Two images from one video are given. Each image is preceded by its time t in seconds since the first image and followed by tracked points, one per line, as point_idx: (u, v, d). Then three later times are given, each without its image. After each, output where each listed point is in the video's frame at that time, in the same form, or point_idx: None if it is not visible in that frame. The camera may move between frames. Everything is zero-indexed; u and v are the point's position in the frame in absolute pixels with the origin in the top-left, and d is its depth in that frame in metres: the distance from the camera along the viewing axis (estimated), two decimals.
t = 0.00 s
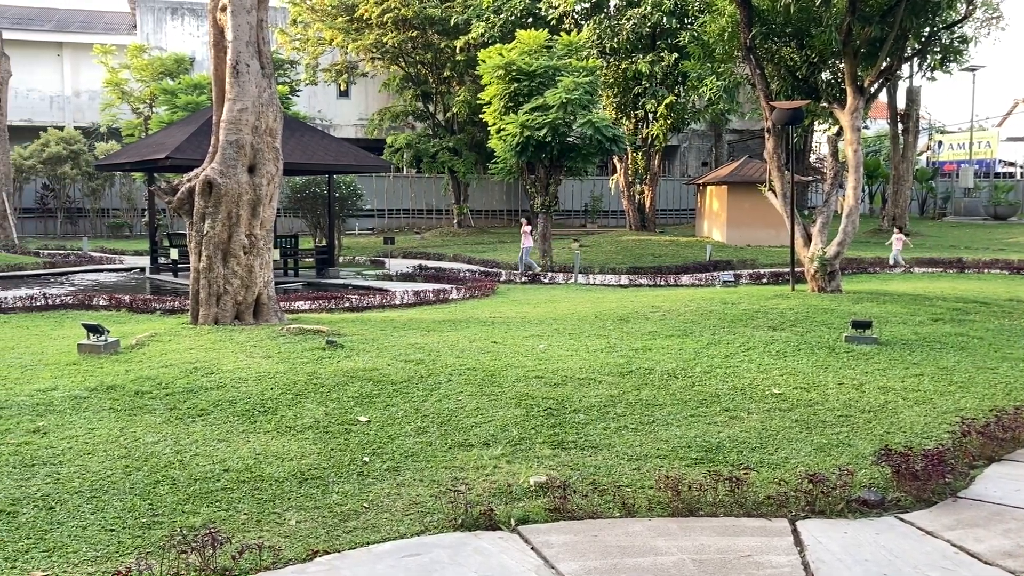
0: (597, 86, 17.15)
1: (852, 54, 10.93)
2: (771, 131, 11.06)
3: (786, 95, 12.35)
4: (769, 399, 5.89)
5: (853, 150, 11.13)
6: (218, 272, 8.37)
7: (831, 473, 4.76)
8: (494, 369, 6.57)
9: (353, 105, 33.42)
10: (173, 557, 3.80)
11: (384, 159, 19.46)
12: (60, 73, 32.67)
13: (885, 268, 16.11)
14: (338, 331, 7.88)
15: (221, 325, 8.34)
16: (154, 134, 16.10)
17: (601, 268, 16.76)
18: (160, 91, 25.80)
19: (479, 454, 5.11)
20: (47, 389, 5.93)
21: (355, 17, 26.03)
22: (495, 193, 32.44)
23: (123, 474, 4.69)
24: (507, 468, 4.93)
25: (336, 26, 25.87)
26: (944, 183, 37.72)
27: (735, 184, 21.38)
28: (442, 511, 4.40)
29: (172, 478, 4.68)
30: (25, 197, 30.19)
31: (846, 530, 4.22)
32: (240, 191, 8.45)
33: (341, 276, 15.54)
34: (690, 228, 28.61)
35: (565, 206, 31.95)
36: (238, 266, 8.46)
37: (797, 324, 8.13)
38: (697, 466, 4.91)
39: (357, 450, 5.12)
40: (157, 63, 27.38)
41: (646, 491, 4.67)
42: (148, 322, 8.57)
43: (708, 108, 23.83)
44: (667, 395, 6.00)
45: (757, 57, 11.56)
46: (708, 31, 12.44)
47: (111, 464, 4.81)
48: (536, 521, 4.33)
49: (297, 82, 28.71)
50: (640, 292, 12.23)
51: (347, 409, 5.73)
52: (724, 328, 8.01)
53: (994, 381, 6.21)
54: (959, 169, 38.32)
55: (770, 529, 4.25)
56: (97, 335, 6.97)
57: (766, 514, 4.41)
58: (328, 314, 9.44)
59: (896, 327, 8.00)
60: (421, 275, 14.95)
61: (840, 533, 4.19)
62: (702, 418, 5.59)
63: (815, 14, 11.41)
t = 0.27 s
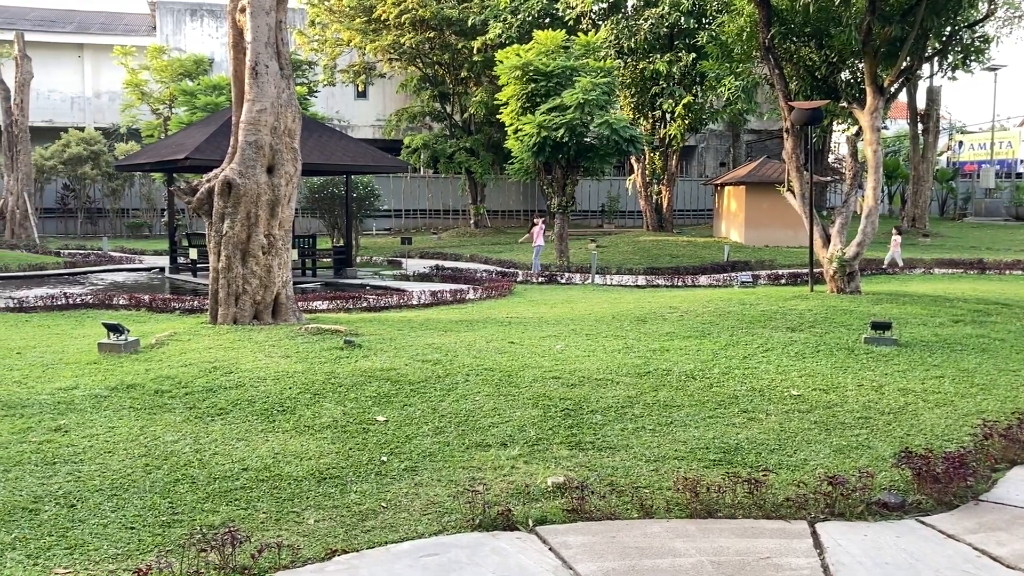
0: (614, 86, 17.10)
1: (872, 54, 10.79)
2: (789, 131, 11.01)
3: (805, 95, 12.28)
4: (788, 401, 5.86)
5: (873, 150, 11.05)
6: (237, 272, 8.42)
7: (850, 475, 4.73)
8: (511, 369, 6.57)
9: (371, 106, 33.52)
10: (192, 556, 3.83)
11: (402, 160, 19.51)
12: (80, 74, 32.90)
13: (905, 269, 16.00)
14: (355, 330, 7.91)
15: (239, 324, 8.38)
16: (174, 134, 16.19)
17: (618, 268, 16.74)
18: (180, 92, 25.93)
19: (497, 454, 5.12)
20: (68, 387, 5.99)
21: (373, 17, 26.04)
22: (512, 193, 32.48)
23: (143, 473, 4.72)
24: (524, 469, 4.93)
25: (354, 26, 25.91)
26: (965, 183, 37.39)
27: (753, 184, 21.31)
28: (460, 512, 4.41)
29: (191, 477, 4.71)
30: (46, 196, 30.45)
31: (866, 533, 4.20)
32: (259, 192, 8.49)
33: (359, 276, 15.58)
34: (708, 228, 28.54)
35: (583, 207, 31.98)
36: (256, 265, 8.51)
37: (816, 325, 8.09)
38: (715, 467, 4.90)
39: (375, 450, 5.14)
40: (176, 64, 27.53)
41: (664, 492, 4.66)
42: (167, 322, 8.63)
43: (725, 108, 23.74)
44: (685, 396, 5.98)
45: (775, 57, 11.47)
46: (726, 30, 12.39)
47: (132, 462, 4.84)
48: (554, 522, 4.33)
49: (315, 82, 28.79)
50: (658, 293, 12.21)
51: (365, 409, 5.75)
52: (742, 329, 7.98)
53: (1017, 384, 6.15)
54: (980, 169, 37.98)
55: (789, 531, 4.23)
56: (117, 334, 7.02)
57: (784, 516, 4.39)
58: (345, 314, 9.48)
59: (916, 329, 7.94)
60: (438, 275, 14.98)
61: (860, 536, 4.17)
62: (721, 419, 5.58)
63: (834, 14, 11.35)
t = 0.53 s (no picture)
0: (632, 87, 17.06)
1: (892, 54, 10.77)
2: (809, 132, 10.95)
3: (824, 96, 12.24)
4: (807, 403, 5.84)
5: (893, 151, 10.98)
6: (257, 272, 8.46)
7: (870, 478, 4.71)
8: (529, 370, 6.57)
9: (389, 107, 33.64)
10: (213, 554, 3.85)
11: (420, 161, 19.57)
12: (102, 76, 33.17)
13: (925, 270, 15.88)
14: (373, 331, 7.94)
15: (259, 324, 8.43)
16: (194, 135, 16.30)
17: (636, 269, 16.72)
18: (201, 94, 26.07)
19: (514, 455, 5.12)
20: (90, 387, 6.04)
21: (391, 19, 26.07)
22: (530, 194, 32.50)
23: (164, 472, 4.76)
24: (542, 470, 4.94)
25: (372, 28, 25.87)
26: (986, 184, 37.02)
27: (773, 185, 21.24)
28: (478, 512, 4.41)
29: (212, 476, 4.74)
30: (68, 197, 30.72)
31: (887, 536, 4.17)
32: (278, 192, 8.54)
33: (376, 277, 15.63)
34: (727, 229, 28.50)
35: (601, 208, 32.12)
36: (276, 266, 8.55)
37: (835, 326, 8.05)
38: (734, 470, 4.88)
39: (394, 450, 5.15)
40: (196, 65, 27.68)
41: (682, 494, 4.65)
42: (187, 322, 8.69)
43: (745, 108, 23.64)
44: (704, 398, 5.97)
45: (795, 58, 11.43)
46: (745, 31, 12.36)
47: (153, 461, 4.88)
48: (573, 523, 4.33)
49: (335, 84, 28.86)
50: (676, 294, 12.17)
51: (383, 409, 5.77)
52: (761, 330, 7.95)
53: None
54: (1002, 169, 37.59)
55: (809, 534, 4.21)
56: (137, 334, 7.07)
57: (804, 519, 4.37)
58: (363, 314, 9.52)
59: (937, 331, 7.88)
60: (456, 276, 15.00)
61: (881, 539, 4.14)
62: (740, 421, 5.56)
63: (853, 14, 11.32)
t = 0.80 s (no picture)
0: (650, 89, 17.02)
1: (914, 54, 10.71)
2: (829, 133, 10.90)
3: (845, 96, 12.18)
4: (827, 405, 5.81)
5: (914, 152, 10.91)
6: (276, 273, 8.51)
7: (891, 481, 4.67)
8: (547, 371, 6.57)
9: (407, 109, 33.74)
10: (233, 553, 3.87)
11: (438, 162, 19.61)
12: (123, 78, 33.45)
13: (946, 272, 15.75)
14: (392, 331, 7.96)
15: (278, 325, 8.48)
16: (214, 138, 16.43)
17: (654, 270, 16.68)
18: (220, 95, 26.22)
19: (532, 456, 5.12)
20: (111, 386, 6.09)
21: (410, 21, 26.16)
22: (547, 195, 32.49)
23: (184, 471, 4.79)
24: (560, 471, 4.93)
25: (391, 30, 26.02)
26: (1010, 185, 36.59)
27: (792, 187, 21.16)
28: (497, 513, 4.41)
29: (231, 476, 4.77)
30: (89, 198, 31.02)
31: (909, 539, 4.14)
32: (298, 194, 8.58)
33: (394, 278, 15.67)
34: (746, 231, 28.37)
35: (619, 208, 32.03)
36: (295, 266, 8.59)
37: (855, 328, 8.00)
38: (754, 472, 4.87)
39: (412, 450, 5.17)
40: (217, 67, 27.83)
41: (701, 496, 4.64)
42: (208, 322, 8.75)
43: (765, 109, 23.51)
44: (723, 400, 5.95)
45: (815, 58, 11.39)
46: (765, 32, 12.32)
47: (173, 461, 4.91)
48: (591, 525, 4.32)
49: (354, 86, 28.94)
50: (695, 295, 12.14)
51: (401, 410, 5.79)
52: (781, 332, 7.90)
53: None
54: None
55: (829, 537, 4.18)
56: (158, 334, 7.13)
57: (824, 522, 4.34)
58: (382, 315, 9.55)
59: (959, 334, 7.81)
60: (474, 277, 15.02)
61: (902, 542, 4.11)
62: (759, 423, 5.53)
63: (875, 14, 11.29)
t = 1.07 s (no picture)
0: (670, 90, 16.97)
1: (937, 55, 10.59)
2: (850, 134, 10.83)
3: (866, 97, 12.08)
4: (848, 408, 5.77)
5: (935, 152, 10.82)
6: (297, 274, 8.56)
7: (913, 484, 4.64)
8: (566, 373, 6.58)
9: (426, 110, 33.89)
10: (254, 553, 3.90)
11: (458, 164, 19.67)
12: (145, 81, 33.79)
13: (969, 274, 15.60)
14: (411, 332, 7.99)
15: (299, 325, 8.53)
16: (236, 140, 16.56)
17: (673, 272, 16.64)
18: (241, 97, 26.36)
19: (552, 457, 5.13)
20: (134, 386, 6.15)
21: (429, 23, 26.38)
22: (566, 196, 32.46)
23: (206, 471, 4.83)
24: (579, 473, 4.94)
25: (410, 31, 26.17)
26: None
27: (813, 188, 21.03)
28: (516, 514, 4.42)
29: (253, 475, 4.80)
30: (112, 199, 31.35)
31: (931, 543, 4.12)
32: (318, 195, 8.63)
33: (413, 279, 15.71)
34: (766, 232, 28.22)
35: (637, 209, 31.98)
36: (316, 268, 8.64)
37: (877, 330, 7.95)
38: (774, 474, 4.85)
39: (432, 451, 5.19)
40: (238, 70, 28.00)
41: (721, 498, 4.63)
42: (229, 322, 8.82)
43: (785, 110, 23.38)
44: (743, 402, 5.93)
45: (835, 58, 11.31)
46: (785, 32, 12.26)
47: (194, 460, 4.96)
48: (610, 526, 4.31)
49: (373, 88, 29.06)
50: (715, 297, 12.10)
51: (421, 410, 5.81)
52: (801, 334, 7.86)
53: None
54: None
55: (851, 540, 4.16)
56: (179, 334, 7.19)
57: (845, 525, 4.32)
58: (400, 315, 9.59)
59: (982, 336, 7.74)
60: (492, 278, 15.04)
61: (925, 546, 4.08)
62: (779, 426, 5.51)
63: (897, 14, 11.19)
